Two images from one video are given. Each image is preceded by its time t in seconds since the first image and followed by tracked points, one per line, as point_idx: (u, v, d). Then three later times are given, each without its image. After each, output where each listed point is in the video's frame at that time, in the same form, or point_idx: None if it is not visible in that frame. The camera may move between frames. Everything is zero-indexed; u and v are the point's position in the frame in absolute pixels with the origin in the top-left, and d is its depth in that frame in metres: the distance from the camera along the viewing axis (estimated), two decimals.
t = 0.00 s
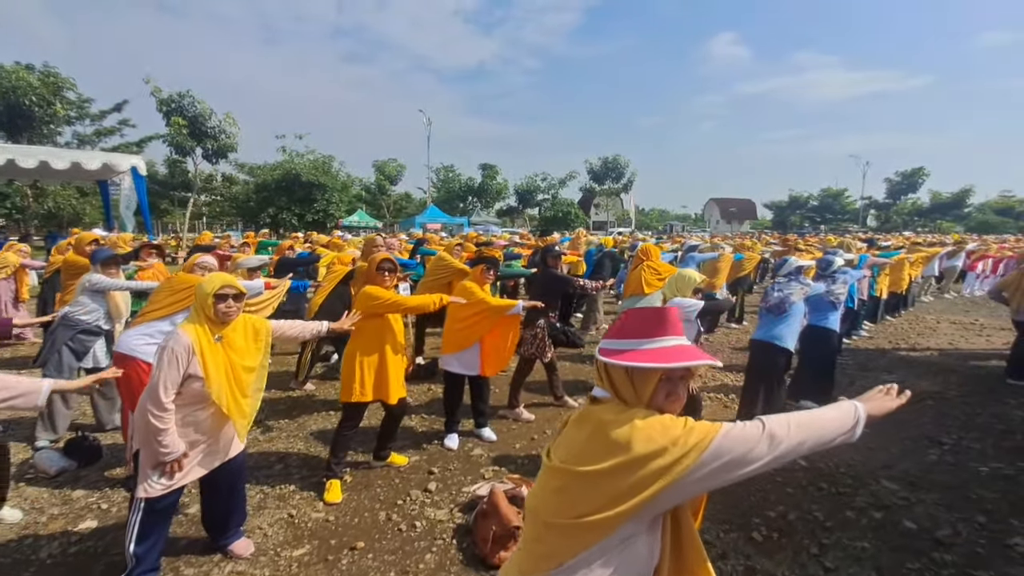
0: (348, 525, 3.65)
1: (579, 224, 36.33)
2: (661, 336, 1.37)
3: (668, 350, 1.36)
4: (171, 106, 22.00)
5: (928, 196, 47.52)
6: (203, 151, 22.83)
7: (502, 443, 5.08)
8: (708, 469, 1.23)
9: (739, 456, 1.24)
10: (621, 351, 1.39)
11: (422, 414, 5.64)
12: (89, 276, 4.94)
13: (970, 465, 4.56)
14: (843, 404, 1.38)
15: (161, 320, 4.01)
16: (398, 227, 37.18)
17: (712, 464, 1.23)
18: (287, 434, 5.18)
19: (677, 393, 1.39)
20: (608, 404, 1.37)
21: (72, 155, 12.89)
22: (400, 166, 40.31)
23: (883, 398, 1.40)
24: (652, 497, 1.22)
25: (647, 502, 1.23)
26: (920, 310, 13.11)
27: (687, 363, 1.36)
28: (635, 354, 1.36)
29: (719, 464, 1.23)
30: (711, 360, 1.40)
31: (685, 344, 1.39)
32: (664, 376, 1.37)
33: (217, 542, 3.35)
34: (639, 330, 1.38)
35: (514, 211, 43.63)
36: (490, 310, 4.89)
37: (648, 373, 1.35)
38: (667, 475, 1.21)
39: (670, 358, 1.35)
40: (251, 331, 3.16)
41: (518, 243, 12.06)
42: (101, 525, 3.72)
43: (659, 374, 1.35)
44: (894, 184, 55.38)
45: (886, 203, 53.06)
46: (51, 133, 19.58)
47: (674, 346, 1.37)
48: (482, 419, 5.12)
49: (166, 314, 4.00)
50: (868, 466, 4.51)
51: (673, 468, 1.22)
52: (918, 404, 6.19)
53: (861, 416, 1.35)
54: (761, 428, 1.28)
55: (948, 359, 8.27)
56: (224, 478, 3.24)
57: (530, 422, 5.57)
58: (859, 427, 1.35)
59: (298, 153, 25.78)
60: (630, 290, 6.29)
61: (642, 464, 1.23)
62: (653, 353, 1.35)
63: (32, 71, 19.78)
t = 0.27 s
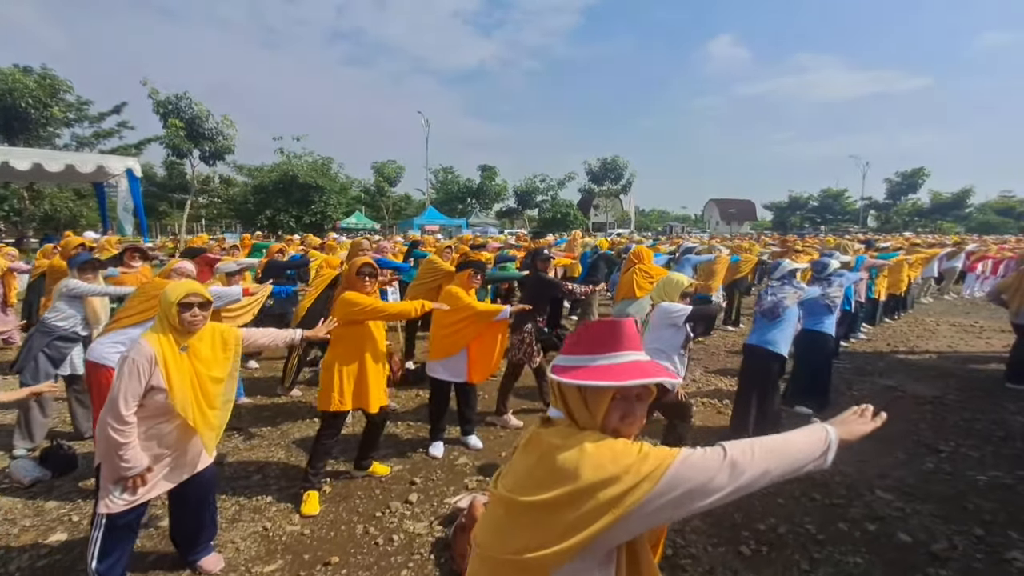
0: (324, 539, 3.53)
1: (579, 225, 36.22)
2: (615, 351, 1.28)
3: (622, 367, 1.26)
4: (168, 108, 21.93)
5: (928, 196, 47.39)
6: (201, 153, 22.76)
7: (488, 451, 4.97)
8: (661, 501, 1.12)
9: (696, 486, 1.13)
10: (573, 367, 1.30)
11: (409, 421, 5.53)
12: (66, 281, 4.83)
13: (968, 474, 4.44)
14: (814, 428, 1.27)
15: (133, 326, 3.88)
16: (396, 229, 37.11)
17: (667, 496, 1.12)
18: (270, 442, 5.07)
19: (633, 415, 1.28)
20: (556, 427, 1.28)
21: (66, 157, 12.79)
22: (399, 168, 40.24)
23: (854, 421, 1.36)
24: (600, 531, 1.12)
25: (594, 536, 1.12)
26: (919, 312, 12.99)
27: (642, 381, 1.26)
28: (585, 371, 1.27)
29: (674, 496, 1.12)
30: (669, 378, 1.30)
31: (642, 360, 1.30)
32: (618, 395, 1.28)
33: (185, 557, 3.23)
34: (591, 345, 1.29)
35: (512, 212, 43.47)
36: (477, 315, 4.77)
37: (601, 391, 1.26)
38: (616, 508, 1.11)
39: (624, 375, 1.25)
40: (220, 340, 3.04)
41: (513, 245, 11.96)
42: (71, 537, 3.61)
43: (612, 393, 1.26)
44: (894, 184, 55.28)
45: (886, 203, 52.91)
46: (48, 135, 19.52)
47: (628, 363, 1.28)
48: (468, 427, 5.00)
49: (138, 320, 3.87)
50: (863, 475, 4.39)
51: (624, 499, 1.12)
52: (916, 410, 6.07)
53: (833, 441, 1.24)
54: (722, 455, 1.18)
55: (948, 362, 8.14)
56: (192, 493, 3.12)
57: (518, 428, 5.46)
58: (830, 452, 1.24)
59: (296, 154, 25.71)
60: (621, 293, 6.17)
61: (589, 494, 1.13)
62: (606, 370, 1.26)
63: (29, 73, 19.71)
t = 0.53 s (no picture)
0: (300, 549, 3.45)
1: (577, 227, 36.11)
2: (565, 364, 1.26)
3: (572, 381, 1.24)
4: (165, 109, 21.84)
5: (926, 197, 47.41)
6: (197, 155, 22.66)
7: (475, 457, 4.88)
8: (611, 528, 1.08)
9: (650, 511, 1.10)
10: (523, 382, 1.28)
11: (396, 426, 5.45)
12: (44, 285, 4.76)
13: (962, 480, 4.36)
14: (780, 447, 1.25)
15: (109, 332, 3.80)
16: (394, 230, 37.00)
17: (618, 522, 1.09)
18: (254, 448, 4.99)
19: (585, 430, 1.26)
20: (501, 447, 1.24)
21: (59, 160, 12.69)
22: (398, 169, 40.15)
23: (825, 436, 1.29)
24: (546, 559, 1.08)
25: (540, 565, 1.08)
26: (916, 313, 12.90)
27: (593, 395, 1.24)
28: (534, 385, 1.25)
29: (624, 522, 1.09)
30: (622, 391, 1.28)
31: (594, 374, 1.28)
32: (568, 410, 1.26)
33: (156, 568, 3.15)
34: (542, 359, 1.28)
35: (511, 214, 43.40)
36: (463, 318, 4.66)
37: (551, 407, 1.24)
38: (561, 535, 1.07)
39: (574, 390, 1.23)
40: (189, 346, 2.97)
41: (507, 247, 11.88)
42: (45, 547, 3.53)
43: (562, 408, 1.25)
44: (893, 184, 55.20)
45: (885, 204, 52.84)
46: (45, 137, 19.41)
47: (579, 376, 1.26)
48: (454, 432, 4.92)
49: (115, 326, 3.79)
50: (855, 481, 4.32)
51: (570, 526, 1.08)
52: (911, 413, 5.98)
53: (798, 461, 1.21)
54: (679, 478, 1.15)
55: (944, 365, 8.05)
56: (162, 502, 3.04)
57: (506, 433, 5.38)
58: (797, 472, 1.22)
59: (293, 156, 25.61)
60: (612, 295, 6.10)
61: (532, 521, 1.09)
62: (555, 384, 1.24)
63: (25, 74, 19.60)
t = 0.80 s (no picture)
0: (275, 556, 3.37)
1: (574, 228, 36.07)
2: (512, 368, 1.19)
3: (519, 385, 1.17)
4: (160, 111, 21.76)
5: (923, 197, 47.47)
6: (193, 157, 22.58)
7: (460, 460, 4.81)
8: (557, 543, 1.01)
9: (599, 525, 1.03)
10: (470, 386, 1.21)
11: (381, 429, 5.37)
12: (22, 287, 4.70)
13: (953, 482, 4.29)
14: (742, 453, 1.17)
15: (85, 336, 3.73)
16: (391, 232, 36.91)
17: (564, 537, 1.01)
18: (236, 451, 4.91)
19: (535, 439, 1.18)
20: (443, 457, 1.16)
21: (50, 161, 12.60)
22: (395, 171, 40.10)
23: (794, 441, 1.20)
24: None
25: None
26: (912, 313, 12.84)
27: (541, 400, 1.16)
28: (480, 390, 1.18)
29: (571, 537, 1.01)
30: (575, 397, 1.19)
31: (543, 378, 1.20)
32: (517, 417, 1.18)
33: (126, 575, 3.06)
34: (488, 362, 1.21)
35: (509, 215, 43.38)
36: (446, 318, 4.57)
37: (497, 413, 1.16)
38: (503, 552, 1.00)
39: (521, 395, 1.16)
40: (157, 348, 2.90)
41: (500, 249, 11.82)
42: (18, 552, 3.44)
43: (509, 414, 1.16)
44: (890, 185, 55.25)
45: (882, 205, 52.90)
46: (40, 140, 19.32)
47: (527, 381, 1.18)
48: (439, 435, 4.85)
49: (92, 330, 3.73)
50: (845, 483, 4.25)
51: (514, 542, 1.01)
52: (903, 414, 5.92)
53: (762, 468, 1.14)
54: (630, 489, 1.07)
55: (938, 365, 8.00)
56: (130, 506, 2.96)
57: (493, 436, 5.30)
58: (761, 480, 1.13)
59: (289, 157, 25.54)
60: (601, 297, 6.04)
61: (472, 537, 1.02)
62: (501, 389, 1.17)
63: (20, 76, 19.51)
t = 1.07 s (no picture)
0: (238, 564, 3.26)
1: (570, 229, 36.00)
2: (429, 369, 1.08)
3: (433, 390, 1.06)
4: (152, 113, 21.62)
5: (917, 198, 47.57)
6: (185, 159, 22.44)
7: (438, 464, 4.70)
8: (466, 565, 0.91)
9: (513, 544, 0.93)
10: (384, 390, 1.11)
11: (360, 432, 5.26)
12: None
13: (940, 484, 4.20)
14: (677, 463, 1.08)
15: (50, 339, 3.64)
16: (386, 233, 36.71)
17: (475, 558, 0.91)
18: (210, 455, 4.80)
19: (453, 449, 1.08)
20: (346, 471, 1.06)
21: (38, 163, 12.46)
22: (390, 172, 39.98)
23: (735, 450, 1.11)
24: None
25: None
26: (904, 312, 12.78)
27: (456, 406, 1.05)
28: (394, 394, 1.07)
29: (482, 559, 0.91)
30: (494, 403, 1.09)
31: (463, 381, 1.09)
32: (433, 425, 1.07)
33: None
34: (403, 363, 1.10)
35: (504, 216, 43.28)
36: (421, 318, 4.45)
37: (409, 420, 1.06)
38: None
39: (434, 400, 1.05)
40: (110, 349, 2.80)
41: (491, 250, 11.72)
42: None
43: (422, 421, 1.06)
44: (885, 185, 55.34)
45: (877, 205, 52.99)
46: (31, 142, 19.17)
47: (443, 385, 1.07)
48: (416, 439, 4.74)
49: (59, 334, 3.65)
50: (829, 486, 4.15)
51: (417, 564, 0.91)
52: (891, 415, 5.83)
53: (700, 477, 1.05)
54: (550, 504, 0.98)
55: (929, 364, 7.92)
56: (84, 514, 2.83)
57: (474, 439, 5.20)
58: (696, 492, 1.04)
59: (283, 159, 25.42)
60: (587, 297, 5.93)
61: (371, 560, 0.92)
62: (413, 393, 1.06)
63: (11, 78, 19.35)
